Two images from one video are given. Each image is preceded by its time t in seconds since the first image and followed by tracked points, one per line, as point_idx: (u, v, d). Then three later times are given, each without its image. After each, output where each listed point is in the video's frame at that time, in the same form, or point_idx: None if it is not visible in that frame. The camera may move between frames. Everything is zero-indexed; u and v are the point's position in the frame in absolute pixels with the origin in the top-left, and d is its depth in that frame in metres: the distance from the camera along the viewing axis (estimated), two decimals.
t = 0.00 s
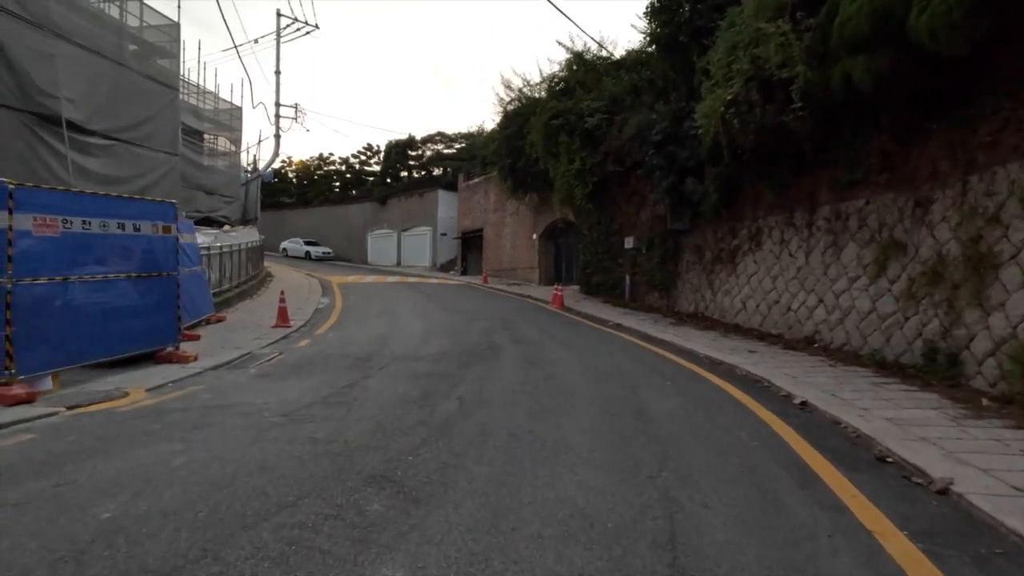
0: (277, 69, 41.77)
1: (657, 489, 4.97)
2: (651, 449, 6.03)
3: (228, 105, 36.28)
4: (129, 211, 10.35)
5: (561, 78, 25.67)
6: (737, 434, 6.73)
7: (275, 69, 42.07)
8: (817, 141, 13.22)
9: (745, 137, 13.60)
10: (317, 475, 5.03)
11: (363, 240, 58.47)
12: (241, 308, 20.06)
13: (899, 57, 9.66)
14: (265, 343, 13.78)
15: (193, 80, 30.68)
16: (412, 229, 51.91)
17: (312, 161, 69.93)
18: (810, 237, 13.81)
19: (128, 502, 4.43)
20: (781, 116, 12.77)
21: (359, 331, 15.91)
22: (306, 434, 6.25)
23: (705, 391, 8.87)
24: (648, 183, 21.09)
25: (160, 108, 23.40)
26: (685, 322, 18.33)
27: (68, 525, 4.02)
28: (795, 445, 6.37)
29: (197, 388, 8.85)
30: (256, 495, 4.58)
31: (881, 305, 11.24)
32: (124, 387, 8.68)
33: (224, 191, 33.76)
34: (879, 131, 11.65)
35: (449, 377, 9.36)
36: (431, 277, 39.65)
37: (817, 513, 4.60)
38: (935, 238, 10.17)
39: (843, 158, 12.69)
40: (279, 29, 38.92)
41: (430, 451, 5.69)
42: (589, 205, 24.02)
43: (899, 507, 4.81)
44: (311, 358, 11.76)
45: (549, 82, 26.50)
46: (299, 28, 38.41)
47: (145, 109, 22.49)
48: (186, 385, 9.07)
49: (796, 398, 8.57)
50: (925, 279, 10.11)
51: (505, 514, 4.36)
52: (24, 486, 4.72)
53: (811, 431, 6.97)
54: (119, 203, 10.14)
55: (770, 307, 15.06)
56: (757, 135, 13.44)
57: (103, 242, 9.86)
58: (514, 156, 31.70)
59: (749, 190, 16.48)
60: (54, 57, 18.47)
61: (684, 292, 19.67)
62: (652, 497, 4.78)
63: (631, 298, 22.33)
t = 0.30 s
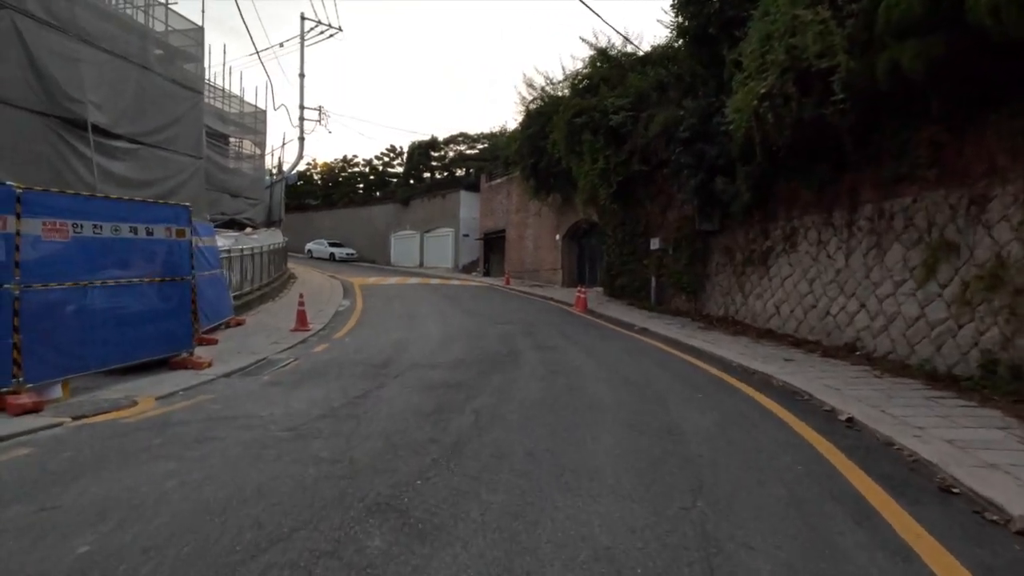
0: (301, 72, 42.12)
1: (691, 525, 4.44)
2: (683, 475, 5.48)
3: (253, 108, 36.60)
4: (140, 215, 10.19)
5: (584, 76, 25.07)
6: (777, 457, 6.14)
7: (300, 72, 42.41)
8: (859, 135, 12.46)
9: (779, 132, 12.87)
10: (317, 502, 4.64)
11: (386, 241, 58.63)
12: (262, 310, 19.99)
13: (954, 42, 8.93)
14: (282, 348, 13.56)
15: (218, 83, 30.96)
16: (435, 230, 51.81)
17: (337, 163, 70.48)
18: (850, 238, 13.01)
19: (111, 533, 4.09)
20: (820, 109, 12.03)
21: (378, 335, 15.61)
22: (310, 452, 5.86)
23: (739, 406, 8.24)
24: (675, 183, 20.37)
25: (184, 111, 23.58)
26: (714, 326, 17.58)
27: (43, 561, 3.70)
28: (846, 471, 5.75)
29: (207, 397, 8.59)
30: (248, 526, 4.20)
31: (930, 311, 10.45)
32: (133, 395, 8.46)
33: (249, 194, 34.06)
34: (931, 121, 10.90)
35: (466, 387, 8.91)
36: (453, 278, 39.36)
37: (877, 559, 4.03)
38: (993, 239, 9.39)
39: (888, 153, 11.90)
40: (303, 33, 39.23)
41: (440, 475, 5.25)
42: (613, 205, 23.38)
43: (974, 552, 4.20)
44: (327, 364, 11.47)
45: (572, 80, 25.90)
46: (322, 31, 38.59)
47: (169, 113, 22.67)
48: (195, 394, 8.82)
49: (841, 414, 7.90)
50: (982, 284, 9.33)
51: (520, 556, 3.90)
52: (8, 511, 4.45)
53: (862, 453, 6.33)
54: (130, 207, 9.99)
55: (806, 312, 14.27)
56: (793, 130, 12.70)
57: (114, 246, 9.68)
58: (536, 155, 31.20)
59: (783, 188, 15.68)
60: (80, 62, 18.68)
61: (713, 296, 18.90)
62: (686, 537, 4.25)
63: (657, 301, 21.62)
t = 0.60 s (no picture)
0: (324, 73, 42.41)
1: (724, 552, 3.94)
2: (711, 491, 4.97)
3: (275, 108, 36.87)
4: (149, 212, 10.05)
5: (606, 70, 24.37)
6: (818, 471, 5.56)
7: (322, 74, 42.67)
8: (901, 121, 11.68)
9: (812, 122, 12.19)
10: (309, 516, 4.25)
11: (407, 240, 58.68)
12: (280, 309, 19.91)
13: (1010, 18, 8.20)
14: (296, 348, 13.34)
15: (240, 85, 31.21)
16: (456, 229, 51.62)
17: (359, 164, 70.92)
18: (891, 233, 12.24)
19: (85, 548, 3.79)
20: (859, 95, 11.29)
21: (394, 335, 15.32)
22: (309, 459, 5.52)
23: (772, 413, 7.64)
24: (701, 178, 19.65)
25: (206, 112, 23.75)
26: (742, 327, 16.85)
27: None
28: (897, 489, 5.16)
29: (214, 398, 8.36)
30: (231, 544, 3.85)
31: (981, 312, 9.70)
32: (139, 395, 8.28)
33: (271, 194, 34.27)
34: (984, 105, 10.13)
35: (480, 390, 8.50)
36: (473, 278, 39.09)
37: None
38: None
39: (934, 141, 11.11)
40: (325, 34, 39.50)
41: (445, 487, 4.82)
42: (636, 201, 22.73)
43: None
44: (339, 364, 11.19)
45: (594, 74, 25.27)
46: (343, 32, 38.71)
47: (191, 113, 22.83)
48: (203, 395, 8.59)
49: (884, 423, 7.27)
50: None
51: None
52: None
53: (914, 468, 5.72)
54: (139, 203, 9.84)
55: (842, 312, 13.50)
56: (828, 120, 12.00)
57: (122, 244, 9.52)
58: (557, 153, 30.62)
59: (817, 182, 14.90)
60: (104, 63, 18.88)
61: (740, 295, 18.16)
62: (718, 566, 3.75)
63: (681, 300, 20.91)
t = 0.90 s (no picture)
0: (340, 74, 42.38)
1: None
2: (740, 523, 4.45)
3: (291, 109, 36.92)
4: (150, 212, 9.78)
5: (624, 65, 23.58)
6: (859, 499, 5.00)
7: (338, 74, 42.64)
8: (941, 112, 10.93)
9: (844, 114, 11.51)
10: (289, 551, 3.84)
11: (424, 240, 58.54)
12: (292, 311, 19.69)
13: None
14: (305, 351, 13.05)
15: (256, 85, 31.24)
16: (472, 229, 51.29)
17: (376, 164, 71.02)
18: (928, 232, 11.53)
19: None
20: (895, 85, 10.56)
21: (405, 337, 14.95)
22: (300, 479, 5.12)
23: (804, 430, 7.04)
24: (724, 175, 18.94)
25: (221, 112, 23.72)
26: (766, 330, 16.12)
27: None
28: (953, 523, 4.57)
29: (212, 407, 8.04)
30: None
31: None
32: (136, 403, 7.99)
33: (287, 194, 34.29)
34: None
35: (489, 400, 8.05)
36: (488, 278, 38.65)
37: None
38: None
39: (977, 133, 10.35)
40: (341, 34, 39.44)
41: (444, 515, 4.38)
42: (655, 200, 21.96)
43: None
44: (345, 369, 10.84)
45: (611, 70, 24.50)
46: (360, 32, 38.63)
47: (206, 114, 22.81)
48: (202, 403, 8.28)
49: (929, 441, 6.63)
50: None
51: None
52: None
53: (969, 497, 5.11)
54: (138, 203, 9.57)
55: (874, 316, 12.79)
56: (861, 111, 11.30)
57: (122, 245, 9.27)
58: (573, 151, 29.88)
59: (848, 178, 14.14)
60: (118, 64, 18.87)
61: (765, 296, 17.43)
62: None
63: (702, 302, 20.21)
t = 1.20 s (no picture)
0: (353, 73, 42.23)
1: None
2: (782, 551, 3.92)
3: (305, 109, 36.81)
4: (148, 208, 9.43)
5: (640, 59, 22.99)
6: (915, 523, 4.43)
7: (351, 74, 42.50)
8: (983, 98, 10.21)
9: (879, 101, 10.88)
10: None
11: (437, 240, 58.27)
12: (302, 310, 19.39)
13: None
14: (312, 351, 12.69)
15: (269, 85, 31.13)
16: (486, 228, 50.87)
17: (390, 164, 70.97)
18: (969, 227, 10.89)
19: None
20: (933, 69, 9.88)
21: (415, 338, 14.53)
22: (289, 494, 4.67)
23: (842, 441, 6.44)
24: (745, 170, 18.26)
25: (232, 111, 23.56)
26: (791, 331, 15.40)
27: None
28: None
29: (208, 411, 7.65)
30: None
31: None
32: (130, 406, 7.66)
33: (300, 194, 34.14)
34: None
35: (499, 405, 7.54)
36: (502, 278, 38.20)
37: None
38: None
39: None
40: (355, 34, 39.24)
41: (446, 540, 3.91)
42: (672, 197, 21.36)
43: None
44: (351, 370, 10.43)
45: (627, 64, 23.86)
46: (373, 31, 38.40)
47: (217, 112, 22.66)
48: (199, 406, 7.91)
49: (985, 455, 6.01)
50: None
51: None
52: None
53: None
54: (136, 198, 9.22)
55: (909, 316, 12.10)
56: (897, 98, 10.64)
57: (117, 241, 8.92)
58: (588, 148, 29.31)
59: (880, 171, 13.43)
60: (129, 62, 18.73)
61: (788, 296, 16.72)
62: None
63: (721, 301, 19.52)
